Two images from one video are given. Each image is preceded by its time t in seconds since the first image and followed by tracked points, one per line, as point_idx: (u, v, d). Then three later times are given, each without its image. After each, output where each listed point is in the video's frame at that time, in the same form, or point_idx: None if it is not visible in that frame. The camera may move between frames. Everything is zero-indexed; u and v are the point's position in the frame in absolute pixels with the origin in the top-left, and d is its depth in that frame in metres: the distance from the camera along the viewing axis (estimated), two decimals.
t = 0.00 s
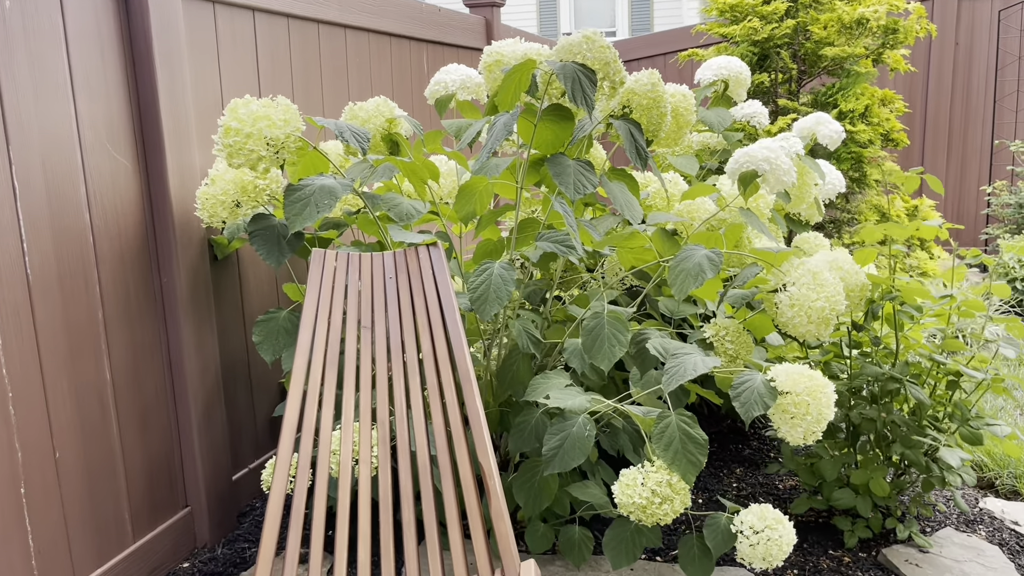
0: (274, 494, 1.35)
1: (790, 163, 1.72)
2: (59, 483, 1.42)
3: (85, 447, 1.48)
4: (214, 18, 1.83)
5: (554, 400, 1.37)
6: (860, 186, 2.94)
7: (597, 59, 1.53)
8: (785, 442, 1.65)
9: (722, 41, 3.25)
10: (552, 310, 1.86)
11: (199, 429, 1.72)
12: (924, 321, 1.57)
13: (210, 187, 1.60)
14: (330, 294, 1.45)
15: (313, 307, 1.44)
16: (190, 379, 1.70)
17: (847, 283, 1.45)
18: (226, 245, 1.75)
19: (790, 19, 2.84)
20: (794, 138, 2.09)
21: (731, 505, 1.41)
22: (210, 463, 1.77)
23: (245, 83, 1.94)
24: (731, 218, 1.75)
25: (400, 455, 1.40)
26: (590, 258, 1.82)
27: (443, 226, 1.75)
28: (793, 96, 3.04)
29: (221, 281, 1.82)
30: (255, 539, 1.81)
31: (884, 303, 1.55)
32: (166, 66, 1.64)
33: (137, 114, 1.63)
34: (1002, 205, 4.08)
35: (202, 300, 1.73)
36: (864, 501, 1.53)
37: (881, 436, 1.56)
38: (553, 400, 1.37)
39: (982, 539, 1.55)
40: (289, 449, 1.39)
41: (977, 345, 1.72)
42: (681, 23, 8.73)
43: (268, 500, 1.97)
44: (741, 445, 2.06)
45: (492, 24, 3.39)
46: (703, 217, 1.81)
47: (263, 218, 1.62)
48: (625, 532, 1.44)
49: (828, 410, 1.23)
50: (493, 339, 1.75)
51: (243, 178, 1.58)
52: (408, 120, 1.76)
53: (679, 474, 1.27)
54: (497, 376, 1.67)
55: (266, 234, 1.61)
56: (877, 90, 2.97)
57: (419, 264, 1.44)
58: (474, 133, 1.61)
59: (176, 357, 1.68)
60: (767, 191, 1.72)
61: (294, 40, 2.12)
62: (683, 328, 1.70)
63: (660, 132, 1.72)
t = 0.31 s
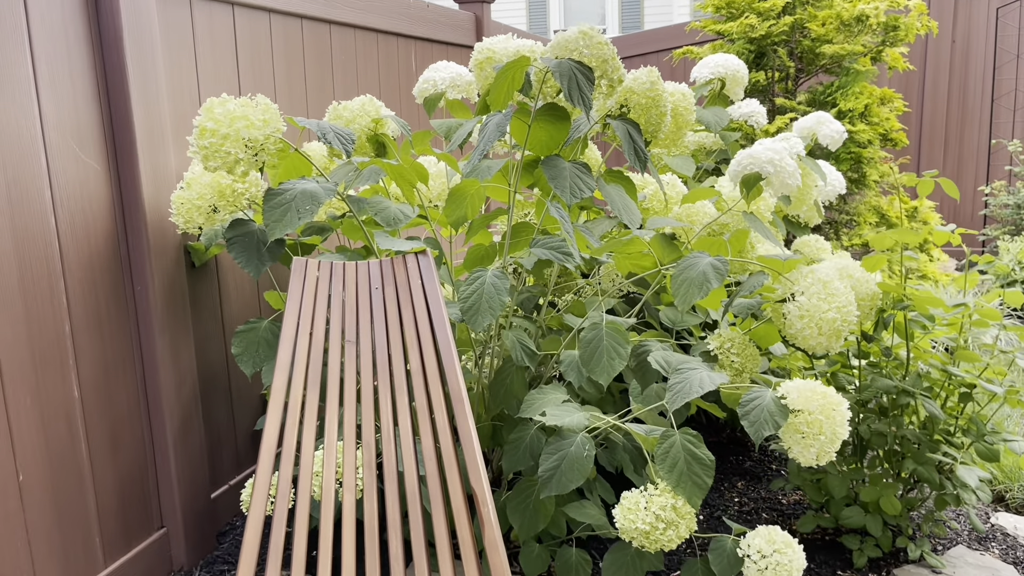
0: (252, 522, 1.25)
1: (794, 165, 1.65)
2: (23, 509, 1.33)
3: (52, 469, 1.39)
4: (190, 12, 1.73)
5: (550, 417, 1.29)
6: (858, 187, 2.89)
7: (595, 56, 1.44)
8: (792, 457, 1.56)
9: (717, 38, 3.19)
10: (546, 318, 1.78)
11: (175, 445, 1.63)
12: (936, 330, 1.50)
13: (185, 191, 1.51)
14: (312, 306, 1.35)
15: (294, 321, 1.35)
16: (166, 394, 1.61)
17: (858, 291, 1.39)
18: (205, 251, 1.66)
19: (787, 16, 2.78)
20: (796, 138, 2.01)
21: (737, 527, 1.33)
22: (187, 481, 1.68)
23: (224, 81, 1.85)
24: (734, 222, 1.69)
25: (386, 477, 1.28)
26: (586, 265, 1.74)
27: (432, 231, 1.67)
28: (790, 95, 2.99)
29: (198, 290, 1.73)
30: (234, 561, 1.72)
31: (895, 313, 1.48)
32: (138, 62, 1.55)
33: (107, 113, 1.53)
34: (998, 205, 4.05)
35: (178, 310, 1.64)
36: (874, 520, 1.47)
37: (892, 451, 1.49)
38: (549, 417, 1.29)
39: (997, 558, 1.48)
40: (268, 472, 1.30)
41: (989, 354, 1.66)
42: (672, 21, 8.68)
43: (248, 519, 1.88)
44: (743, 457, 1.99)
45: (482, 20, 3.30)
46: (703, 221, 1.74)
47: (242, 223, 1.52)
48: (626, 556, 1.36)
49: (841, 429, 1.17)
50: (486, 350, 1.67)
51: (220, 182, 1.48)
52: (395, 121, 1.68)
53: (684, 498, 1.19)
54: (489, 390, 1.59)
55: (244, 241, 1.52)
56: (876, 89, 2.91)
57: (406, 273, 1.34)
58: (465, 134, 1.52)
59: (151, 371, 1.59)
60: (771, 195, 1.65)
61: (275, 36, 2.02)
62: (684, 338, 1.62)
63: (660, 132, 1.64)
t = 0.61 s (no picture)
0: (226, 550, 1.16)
1: (798, 165, 1.58)
2: None
3: (14, 491, 1.30)
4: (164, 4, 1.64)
5: (546, 435, 1.21)
6: (857, 188, 2.84)
7: (591, 53, 1.36)
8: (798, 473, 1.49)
9: (712, 36, 3.13)
10: (540, 326, 1.71)
11: (148, 461, 1.55)
12: (948, 339, 1.44)
13: (157, 195, 1.42)
14: (291, 317, 1.27)
15: (272, 334, 1.26)
16: (138, 409, 1.52)
17: (869, 300, 1.32)
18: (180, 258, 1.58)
19: (785, 13, 2.73)
20: (796, 138, 1.93)
21: (744, 551, 1.26)
22: (161, 499, 1.59)
23: (201, 77, 1.76)
24: (736, 226, 1.62)
25: (370, 501, 1.19)
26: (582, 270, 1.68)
27: (420, 236, 1.59)
28: (786, 95, 2.94)
29: (173, 297, 1.64)
30: None
31: (905, 322, 1.42)
32: (107, 57, 1.46)
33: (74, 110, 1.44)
34: (995, 205, 4.02)
35: (151, 319, 1.55)
36: (886, 540, 1.40)
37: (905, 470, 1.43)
38: (546, 435, 1.21)
39: None
40: (244, 495, 1.21)
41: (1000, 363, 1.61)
42: (664, 21, 8.65)
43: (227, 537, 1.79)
44: (745, 471, 1.93)
45: (473, 16, 3.22)
46: (703, 225, 1.67)
47: (218, 229, 1.44)
48: None
49: (856, 448, 1.10)
50: (477, 360, 1.59)
51: (194, 185, 1.39)
52: (381, 121, 1.59)
53: (690, 522, 1.12)
54: (481, 403, 1.52)
55: (221, 247, 1.44)
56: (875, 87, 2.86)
57: (392, 282, 1.25)
58: (455, 134, 1.44)
59: (122, 384, 1.50)
60: (774, 197, 1.57)
61: (256, 31, 1.94)
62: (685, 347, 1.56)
63: (659, 132, 1.57)
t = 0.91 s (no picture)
0: None
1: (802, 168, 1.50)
2: None
3: None
4: None
5: (540, 455, 1.13)
6: (855, 191, 2.79)
7: (586, 50, 1.28)
8: (803, 492, 1.40)
9: (707, 34, 3.07)
10: (531, 337, 1.63)
11: (115, 484, 1.45)
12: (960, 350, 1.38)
13: (122, 200, 1.33)
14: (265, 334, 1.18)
15: (243, 351, 1.18)
16: (105, 427, 1.43)
17: (880, 310, 1.25)
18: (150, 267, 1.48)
19: (781, 11, 2.69)
20: (794, 139, 1.84)
21: None
22: (130, 524, 1.50)
23: (173, 75, 1.67)
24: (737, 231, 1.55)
25: (348, 531, 1.10)
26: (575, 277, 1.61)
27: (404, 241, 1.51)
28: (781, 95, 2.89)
29: (143, 309, 1.55)
30: None
31: (916, 332, 1.35)
32: (70, 52, 1.36)
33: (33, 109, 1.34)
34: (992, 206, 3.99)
35: (118, 333, 1.46)
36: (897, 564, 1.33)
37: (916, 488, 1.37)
38: (539, 456, 1.13)
39: None
40: (212, 525, 1.12)
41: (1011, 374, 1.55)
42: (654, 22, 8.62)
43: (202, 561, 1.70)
44: (744, 485, 1.86)
45: (461, 14, 3.15)
46: (701, 230, 1.60)
47: (188, 237, 1.35)
48: None
49: (871, 472, 1.02)
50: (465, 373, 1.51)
51: (161, 190, 1.30)
52: (362, 122, 1.51)
53: (692, 552, 1.04)
54: (469, 420, 1.43)
55: (191, 256, 1.34)
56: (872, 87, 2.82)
57: (373, 294, 1.17)
58: (441, 135, 1.35)
59: (86, 402, 1.41)
60: (777, 201, 1.50)
61: (233, 27, 1.85)
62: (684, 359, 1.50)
63: (656, 133, 1.49)
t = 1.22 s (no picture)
0: None
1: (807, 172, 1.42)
2: None
3: None
4: None
5: (533, 485, 1.04)
6: (854, 193, 2.74)
7: (580, 47, 1.20)
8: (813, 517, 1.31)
9: (701, 33, 3.01)
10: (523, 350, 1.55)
11: (78, 514, 1.36)
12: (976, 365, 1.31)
13: (82, 209, 1.24)
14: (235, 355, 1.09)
15: (212, 374, 1.09)
16: (66, 454, 1.33)
17: (895, 324, 1.18)
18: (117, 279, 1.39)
19: (778, 10, 2.64)
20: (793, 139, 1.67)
21: None
22: (95, 556, 1.40)
23: (143, 74, 1.57)
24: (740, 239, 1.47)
25: (325, 569, 1.01)
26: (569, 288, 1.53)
27: (387, 250, 1.41)
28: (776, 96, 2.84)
29: (108, 324, 1.46)
30: None
31: (931, 346, 1.28)
32: (27, 49, 1.27)
33: None
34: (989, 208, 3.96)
35: (81, 351, 1.36)
36: None
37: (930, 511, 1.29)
38: (532, 485, 1.04)
39: None
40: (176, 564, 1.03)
41: None
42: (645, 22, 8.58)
43: None
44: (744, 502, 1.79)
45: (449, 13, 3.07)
46: (700, 236, 1.52)
47: (154, 247, 1.26)
48: None
49: (891, 503, 0.95)
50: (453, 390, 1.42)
51: (126, 199, 1.22)
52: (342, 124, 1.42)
53: None
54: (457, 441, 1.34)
55: (157, 268, 1.25)
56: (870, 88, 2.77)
57: (352, 310, 1.08)
58: (426, 137, 1.25)
59: (46, 427, 1.31)
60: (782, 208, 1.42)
61: (207, 23, 1.76)
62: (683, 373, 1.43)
63: (654, 137, 1.40)
